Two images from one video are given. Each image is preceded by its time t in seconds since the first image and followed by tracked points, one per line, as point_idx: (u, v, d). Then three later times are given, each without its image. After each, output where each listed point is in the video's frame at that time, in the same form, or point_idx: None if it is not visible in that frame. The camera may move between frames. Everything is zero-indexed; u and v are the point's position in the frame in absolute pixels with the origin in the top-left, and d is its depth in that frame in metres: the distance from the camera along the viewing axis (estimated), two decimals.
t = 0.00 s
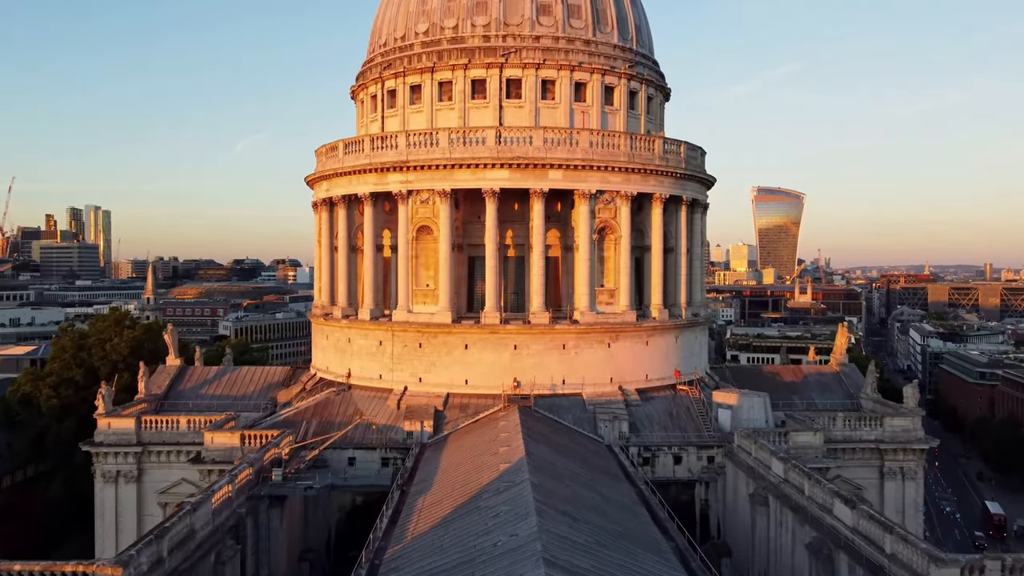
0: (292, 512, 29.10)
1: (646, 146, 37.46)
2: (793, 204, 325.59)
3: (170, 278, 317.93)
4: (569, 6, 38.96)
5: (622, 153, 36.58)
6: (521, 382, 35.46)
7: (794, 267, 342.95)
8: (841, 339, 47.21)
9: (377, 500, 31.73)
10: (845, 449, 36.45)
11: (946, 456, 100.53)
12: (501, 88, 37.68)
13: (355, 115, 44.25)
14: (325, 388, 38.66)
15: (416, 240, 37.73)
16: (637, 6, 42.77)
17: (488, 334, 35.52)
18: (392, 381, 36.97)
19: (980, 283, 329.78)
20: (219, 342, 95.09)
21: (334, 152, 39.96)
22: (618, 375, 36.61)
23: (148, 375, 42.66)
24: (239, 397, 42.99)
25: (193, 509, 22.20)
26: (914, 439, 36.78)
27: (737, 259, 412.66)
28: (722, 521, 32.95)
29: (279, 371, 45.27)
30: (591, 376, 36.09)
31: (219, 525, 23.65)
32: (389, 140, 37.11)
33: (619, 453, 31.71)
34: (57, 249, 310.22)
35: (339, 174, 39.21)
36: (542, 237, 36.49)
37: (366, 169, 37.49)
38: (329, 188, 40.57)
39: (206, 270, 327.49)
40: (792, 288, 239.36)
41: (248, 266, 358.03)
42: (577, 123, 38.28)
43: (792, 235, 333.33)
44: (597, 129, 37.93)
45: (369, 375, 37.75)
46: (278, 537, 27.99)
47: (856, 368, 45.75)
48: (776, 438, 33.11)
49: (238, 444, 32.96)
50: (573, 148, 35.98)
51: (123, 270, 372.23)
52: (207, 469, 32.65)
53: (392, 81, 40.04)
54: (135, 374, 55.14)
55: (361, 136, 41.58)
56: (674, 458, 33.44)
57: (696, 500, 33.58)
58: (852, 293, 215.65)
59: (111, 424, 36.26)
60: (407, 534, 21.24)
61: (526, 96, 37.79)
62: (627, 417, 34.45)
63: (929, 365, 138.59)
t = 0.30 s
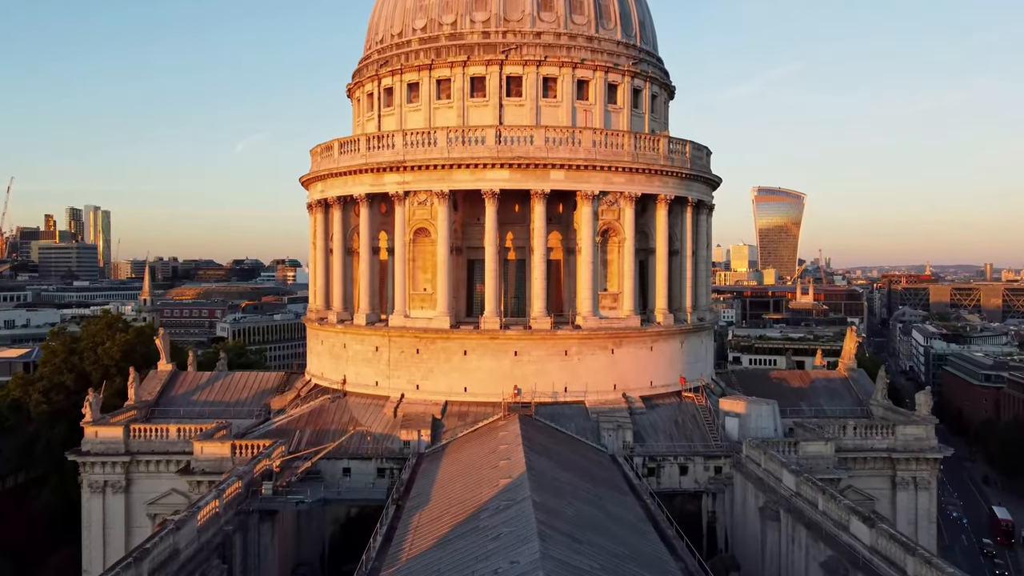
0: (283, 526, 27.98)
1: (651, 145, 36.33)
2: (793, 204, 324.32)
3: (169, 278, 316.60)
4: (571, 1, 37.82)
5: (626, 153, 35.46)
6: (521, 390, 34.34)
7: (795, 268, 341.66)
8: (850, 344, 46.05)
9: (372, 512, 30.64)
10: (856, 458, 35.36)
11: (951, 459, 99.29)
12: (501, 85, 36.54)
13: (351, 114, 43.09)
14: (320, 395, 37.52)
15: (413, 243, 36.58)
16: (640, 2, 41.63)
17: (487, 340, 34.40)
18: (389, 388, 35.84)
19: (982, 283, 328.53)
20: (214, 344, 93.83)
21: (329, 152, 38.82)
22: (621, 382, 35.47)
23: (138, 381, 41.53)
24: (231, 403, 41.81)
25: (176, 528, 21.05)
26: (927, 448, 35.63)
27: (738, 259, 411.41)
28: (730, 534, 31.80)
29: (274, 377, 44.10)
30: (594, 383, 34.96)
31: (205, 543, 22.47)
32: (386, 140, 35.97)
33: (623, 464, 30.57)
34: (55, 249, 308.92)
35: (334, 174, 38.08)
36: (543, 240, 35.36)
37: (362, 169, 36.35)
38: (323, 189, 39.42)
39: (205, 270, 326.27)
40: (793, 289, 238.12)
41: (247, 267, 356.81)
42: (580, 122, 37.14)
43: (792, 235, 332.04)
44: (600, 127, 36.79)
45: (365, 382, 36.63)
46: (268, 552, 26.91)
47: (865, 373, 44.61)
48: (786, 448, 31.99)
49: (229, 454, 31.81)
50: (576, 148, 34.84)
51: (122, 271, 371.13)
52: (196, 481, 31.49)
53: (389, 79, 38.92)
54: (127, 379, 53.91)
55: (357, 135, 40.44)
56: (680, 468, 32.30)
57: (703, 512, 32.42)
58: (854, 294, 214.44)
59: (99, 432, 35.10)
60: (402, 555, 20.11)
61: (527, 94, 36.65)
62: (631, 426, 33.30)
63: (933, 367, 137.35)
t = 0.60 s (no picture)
0: (274, 543, 26.85)
1: (655, 145, 35.19)
2: (793, 204, 323.03)
3: (167, 278, 315.48)
4: None
5: (630, 153, 34.33)
6: (522, 398, 33.20)
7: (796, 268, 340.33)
8: (858, 349, 44.91)
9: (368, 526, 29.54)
10: (868, 469, 34.23)
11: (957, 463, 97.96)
12: (501, 84, 35.42)
13: (347, 113, 41.95)
14: (314, 404, 36.38)
15: (410, 246, 35.42)
16: None
17: (487, 347, 33.25)
18: (385, 396, 34.72)
19: (984, 283, 327.21)
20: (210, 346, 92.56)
21: (324, 152, 37.69)
22: (625, 390, 34.35)
23: (128, 388, 40.39)
24: (224, 411, 40.65)
25: (158, 549, 19.89)
26: (941, 458, 34.48)
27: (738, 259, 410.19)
28: (739, 548, 30.67)
29: (268, 383, 42.92)
30: (597, 391, 33.85)
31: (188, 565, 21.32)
32: (382, 139, 34.83)
33: (628, 477, 29.43)
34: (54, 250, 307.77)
35: (329, 175, 36.96)
36: (545, 243, 34.21)
37: (357, 170, 35.21)
38: (318, 190, 38.30)
39: (204, 270, 325.14)
40: (793, 289, 237.03)
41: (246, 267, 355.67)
42: (582, 121, 36.00)
43: (793, 235, 330.77)
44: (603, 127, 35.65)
45: (361, 390, 35.49)
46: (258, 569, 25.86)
47: (874, 380, 43.43)
48: (796, 459, 30.86)
49: (219, 465, 30.67)
50: (578, 148, 33.71)
51: (121, 271, 369.93)
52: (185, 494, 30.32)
53: (385, 77, 37.78)
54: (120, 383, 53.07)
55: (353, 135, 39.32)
56: (686, 480, 31.16)
57: (711, 526, 31.30)
58: (856, 294, 213.15)
59: (85, 442, 33.96)
60: None
61: (527, 93, 35.51)
62: (636, 436, 32.16)
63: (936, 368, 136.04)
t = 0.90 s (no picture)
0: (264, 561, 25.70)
1: (660, 146, 34.09)
2: (794, 204, 322.07)
3: (167, 278, 314.41)
4: None
5: (634, 154, 33.24)
6: (522, 408, 32.10)
7: (796, 268, 339.01)
8: (867, 355, 43.81)
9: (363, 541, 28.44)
10: (880, 481, 33.12)
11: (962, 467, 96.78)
12: (501, 82, 34.31)
13: (343, 113, 40.85)
14: (308, 413, 35.24)
15: (407, 250, 34.30)
16: None
17: (486, 355, 32.14)
18: (381, 405, 33.61)
19: (985, 283, 326.26)
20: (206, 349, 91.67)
21: (318, 153, 36.59)
22: (629, 399, 33.25)
23: (117, 396, 39.22)
24: (216, 419, 39.51)
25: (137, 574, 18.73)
26: (955, 469, 33.35)
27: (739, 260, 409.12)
28: (748, 564, 29.54)
29: (262, 390, 41.81)
30: (600, 400, 32.74)
31: None
32: (378, 140, 33.73)
33: (633, 491, 28.30)
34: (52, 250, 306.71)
35: (324, 177, 35.84)
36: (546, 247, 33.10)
37: (352, 171, 34.09)
38: (313, 192, 37.19)
39: (203, 271, 324.01)
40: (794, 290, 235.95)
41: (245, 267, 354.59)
42: (584, 121, 34.89)
43: (794, 235, 329.65)
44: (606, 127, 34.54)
45: (356, 399, 34.37)
46: None
47: (884, 386, 42.30)
48: (807, 472, 29.73)
49: (208, 478, 29.52)
50: (580, 149, 32.60)
51: (120, 271, 368.67)
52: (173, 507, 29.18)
53: (381, 76, 36.67)
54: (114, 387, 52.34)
55: (348, 136, 38.22)
56: (693, 493, 30.03)
57: (719, 541, 30.17)
58: (858, 295, 212.09)
59: (71, 453, 32.82)
60: None
61: (528, 92, 34.38)
62: (640, 447, 31.03)
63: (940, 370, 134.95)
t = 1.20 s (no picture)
0: None
1: (665, 148, 33.02)
2: (795, 204, 320.91)
3: (166, 279, 313.45)
4: None
5: (638, 156, 32.18)
6: (523, 418, 31.04)
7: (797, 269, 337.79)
8: (877, 361, 42.70)
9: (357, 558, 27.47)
10: (893, 493, 32.03)
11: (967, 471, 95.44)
12: (501, 81, 33.22)
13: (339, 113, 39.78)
14: (303, 422, 34.17)
15: (404, 255, 33.23)
16: None
17: (486, 364, 31.07)
18: (377, 415, 32.55)
19: (986, 283, 324.72)
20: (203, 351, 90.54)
21: (313, 154, 35.51)
22: (633, 409, 32.20)
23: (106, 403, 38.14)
24: (208, 427, 38.44)
25: None
26: (970, 481, 32.24)
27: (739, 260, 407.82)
28: None
29: (256, 397, 40.76)
30: (603, 411, 31.67)
31: None
32: (374, 141, 32.66)
33: (638, 506, 27.20)
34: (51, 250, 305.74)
35: (318, 179, 34.76)
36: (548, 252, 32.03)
37: (347, 174, 33.02)
38: (307, 195, 36.13)
39: (202, 271, 322.93)
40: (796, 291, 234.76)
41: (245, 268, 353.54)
42: (587, 121, 33.81)
43: (795, 235, 328.50)
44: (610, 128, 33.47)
45: (351, 409, 33.31)
46: None
47: (894, 394, 41.19)
48: (818, 485, 28.65)
49: (197, 492, 28.41)
50: (583, 150, 31.52)
51: (119, 271, 367.46)
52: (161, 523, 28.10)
53: (378, 75, 35.59)
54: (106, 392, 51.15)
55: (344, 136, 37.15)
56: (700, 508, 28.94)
57: (727, 557, 29.07)
58: (860, 296, 210.87)
59: (57, 465, 31.72)
60: None
61: (529, 91, 33.29)
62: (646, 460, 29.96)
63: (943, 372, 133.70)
